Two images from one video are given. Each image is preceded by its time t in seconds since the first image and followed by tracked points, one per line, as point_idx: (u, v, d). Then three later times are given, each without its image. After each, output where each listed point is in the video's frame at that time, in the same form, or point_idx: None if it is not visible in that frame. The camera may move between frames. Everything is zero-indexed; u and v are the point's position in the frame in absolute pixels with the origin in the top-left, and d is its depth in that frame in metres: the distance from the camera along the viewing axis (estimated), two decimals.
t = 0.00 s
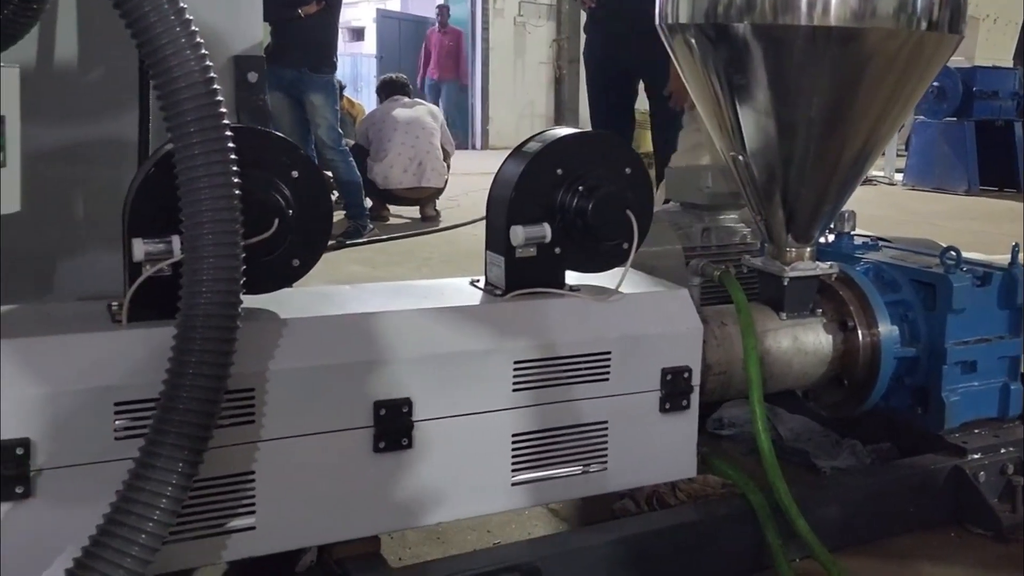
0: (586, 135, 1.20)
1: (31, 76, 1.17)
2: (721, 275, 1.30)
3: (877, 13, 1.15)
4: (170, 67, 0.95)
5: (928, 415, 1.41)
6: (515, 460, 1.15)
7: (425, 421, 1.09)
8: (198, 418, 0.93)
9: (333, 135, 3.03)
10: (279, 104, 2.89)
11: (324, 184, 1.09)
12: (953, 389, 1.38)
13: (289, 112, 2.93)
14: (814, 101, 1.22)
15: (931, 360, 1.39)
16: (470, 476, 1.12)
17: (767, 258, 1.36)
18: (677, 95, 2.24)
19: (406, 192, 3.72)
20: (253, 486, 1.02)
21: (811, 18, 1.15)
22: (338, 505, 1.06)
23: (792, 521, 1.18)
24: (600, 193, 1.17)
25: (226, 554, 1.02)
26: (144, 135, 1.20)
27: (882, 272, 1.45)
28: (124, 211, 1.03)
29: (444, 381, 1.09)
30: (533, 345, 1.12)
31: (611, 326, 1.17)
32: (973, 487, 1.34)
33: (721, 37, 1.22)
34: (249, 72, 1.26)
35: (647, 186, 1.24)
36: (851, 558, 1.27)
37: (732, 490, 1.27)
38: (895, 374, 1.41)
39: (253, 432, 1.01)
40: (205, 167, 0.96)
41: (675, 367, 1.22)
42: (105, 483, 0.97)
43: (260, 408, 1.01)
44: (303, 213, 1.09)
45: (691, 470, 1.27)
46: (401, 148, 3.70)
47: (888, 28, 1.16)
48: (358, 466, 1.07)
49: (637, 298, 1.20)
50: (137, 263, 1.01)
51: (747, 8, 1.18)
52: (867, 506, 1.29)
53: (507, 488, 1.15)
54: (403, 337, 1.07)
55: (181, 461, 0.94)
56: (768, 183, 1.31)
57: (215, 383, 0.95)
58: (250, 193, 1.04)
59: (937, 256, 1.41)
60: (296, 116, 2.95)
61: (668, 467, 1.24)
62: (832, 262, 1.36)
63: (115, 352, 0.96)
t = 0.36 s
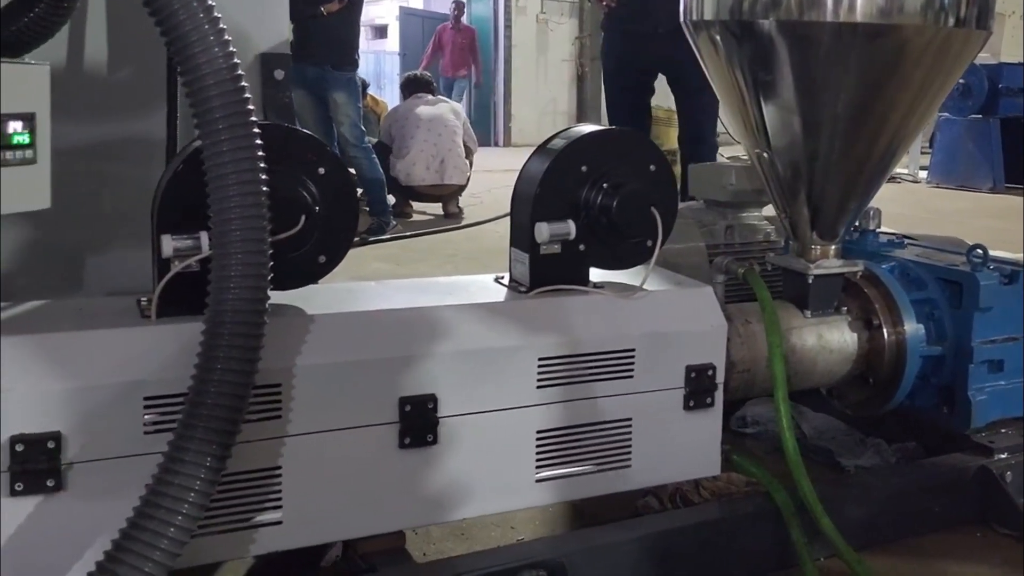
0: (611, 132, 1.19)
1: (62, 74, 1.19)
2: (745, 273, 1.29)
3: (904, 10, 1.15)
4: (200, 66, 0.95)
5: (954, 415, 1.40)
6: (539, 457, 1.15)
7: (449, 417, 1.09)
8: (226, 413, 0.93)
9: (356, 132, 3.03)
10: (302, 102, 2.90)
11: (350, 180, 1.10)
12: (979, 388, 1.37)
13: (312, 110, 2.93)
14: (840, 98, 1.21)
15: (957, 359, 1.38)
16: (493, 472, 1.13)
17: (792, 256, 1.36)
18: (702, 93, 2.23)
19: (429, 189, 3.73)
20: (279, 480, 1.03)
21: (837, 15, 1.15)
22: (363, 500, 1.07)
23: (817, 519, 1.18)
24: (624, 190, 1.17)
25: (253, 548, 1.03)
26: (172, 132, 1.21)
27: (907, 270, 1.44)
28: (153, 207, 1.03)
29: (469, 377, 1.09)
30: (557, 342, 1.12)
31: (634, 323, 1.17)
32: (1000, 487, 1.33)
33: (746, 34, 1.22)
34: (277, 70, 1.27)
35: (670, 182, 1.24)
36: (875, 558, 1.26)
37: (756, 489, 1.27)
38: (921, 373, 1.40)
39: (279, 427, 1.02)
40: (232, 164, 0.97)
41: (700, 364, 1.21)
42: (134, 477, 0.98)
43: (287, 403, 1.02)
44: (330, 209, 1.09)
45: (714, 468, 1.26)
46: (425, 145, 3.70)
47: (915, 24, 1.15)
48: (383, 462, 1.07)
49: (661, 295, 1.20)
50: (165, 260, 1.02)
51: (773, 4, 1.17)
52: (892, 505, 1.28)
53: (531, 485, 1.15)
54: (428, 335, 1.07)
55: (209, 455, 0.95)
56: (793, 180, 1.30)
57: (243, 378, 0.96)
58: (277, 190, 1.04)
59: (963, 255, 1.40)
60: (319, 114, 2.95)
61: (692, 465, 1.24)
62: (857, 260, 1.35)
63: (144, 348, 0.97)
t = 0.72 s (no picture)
0: (638, 129, 1.19)
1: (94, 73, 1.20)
2: (773, 271, 1.29)
3: (933, 6, 1.14)
4: (232, 65, 0.96)
5: (984, 414, 1.39)
6: (567, 454, 1.15)
7: (477, 414, 1.09)
8: (257, 408, 0.94)
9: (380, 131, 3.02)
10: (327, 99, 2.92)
11: (379, 177, 1.10)
12: (1009, 388, 1.36)
13: (336, 107, 2.94)
14: (868, 96, 1.20)
15: (987, 359, 1.37)
16: (521, 469, 1.13)
17: (819, 254, 1.35)
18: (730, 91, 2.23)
19: (452, 186, 3.75)
20: (309, 476, 1.04)
21: (866, 11, 1.14)
22: (391, 496, 1.07)
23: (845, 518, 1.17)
24: (652, 188, 1.17)
25: (284, 542, 1.04)
26: (203, 131, 1.22)
27: (936, 269, 1.43)
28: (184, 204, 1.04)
29: (497, 375, 1.09)
30: (584, 340, 1.12)
31: (662, 321, 1.17)
32: None
33: (774, 31, 1.21)
34: (305, 68, 1.28)
35: (697, 180, 1.24)
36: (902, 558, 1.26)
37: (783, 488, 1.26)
38: (950, 373, 1.39)
39: (309, 423, 1.03)
40: (264, 161, 0.97)
41: (727, 362, 1.21)
42: (167, 472, 0.99)
43: (316, 399, 1.02)
44: (359, 206, 1.10)
45: (741, 467, 1.26)
46: (447, 144, 3.71)
47: (945, 20, 1.15)
48: (411, 458, 1.07)
49: (688, 293, 1.20)
50: (197, 256, 1.03)
51: (801, 1, 1.17)
52: (920, 505, 1.27)
53: (558, 482, 1.15)
54: (456, 331, 1.07)
55: (241, 450, 0.95)
56: (820, 177, 1.30)
57: (274, 374, 0.97)
58: (307, 188, 1.05)
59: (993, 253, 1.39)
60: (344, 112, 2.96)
61: (719, 463, 1.24)
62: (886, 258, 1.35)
63: (176, 343, 0.98)
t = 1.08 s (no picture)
0: (668, 128, 1.19)
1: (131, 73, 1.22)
2: (803, 271, 1.28)
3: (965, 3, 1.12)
4: (267, 64, 0.96)
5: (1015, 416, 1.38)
6: (597, 452, 1.15)
7: (507, 412, 1.10)
8: (291, 405, 0.95)
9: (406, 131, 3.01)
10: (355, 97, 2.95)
11: (411, 176, 1.11)
12: None
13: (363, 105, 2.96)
14: (899, 95, 1.18)
15: (1019, 360, 1.36)
16: (551, 467, 1.13)
17: (849, 253, 1.34)
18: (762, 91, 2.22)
19: (476, 185, 3.74)
20: (342, 472, 1.04)
21: (897, 9, 1.13)
22: (422, 492, 1.08)
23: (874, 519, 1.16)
24: (682, 187, 1.17)
25: (316, 538, 1.05)
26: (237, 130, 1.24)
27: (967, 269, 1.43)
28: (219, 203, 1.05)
29: (528, 372, 1.09)
30: (614, 338, 1.13)
31: (691, 320, 1.17)
32: None
33: (804, 29, 1.22)
34: (337, 68, 1.29)
35: (727, 179, 1.23)
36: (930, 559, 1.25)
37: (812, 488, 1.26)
38: (982, 374, 1.38)
39: (342, 420, 1.03)
40: (298, 159, 0.98)
41: (757, 362, 1.21)
42: (201, 467, 0.99)
43: (349, 396, 1.03)
44: (391, 205, 1.10)
45: (769, 466, 1.26)
46: (471, 141, 3.71)
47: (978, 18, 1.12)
48: (442, 455, 1.08)
49: (717, 292, 1.20)
50: (231, 254, 1.04)
51: None
52: (949, 506, 1.26)
53: (588, 480, 1.15)
54: (487, 330, 1.08)
55: (275, 447, 0.96)
56: (851, 176, 1.29)
57: (308, 372, 0.97)
58: (340, 187, 1.06)
59: None
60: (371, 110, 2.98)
61: (748, 462, 1.24)
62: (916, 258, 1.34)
63: (212, 339, 0.99)
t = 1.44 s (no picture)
0: (694, 128, 1.19)
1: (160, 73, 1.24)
2: (828, 271, 1.28)
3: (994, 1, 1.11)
4: (296, 63, 0.97)
5: None
6: (622, 451, 1.15)
7: (533, 411, 1.10)
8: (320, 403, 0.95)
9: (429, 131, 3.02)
10: (381, 97, 2.97)
11: (436, 174, 1.11)
12: None
13: (389, 105, 2.98)
14: (927, 95, 1.17)
15: None
16: (576, 465, 1.13)
17: (874, 253, 1.34)
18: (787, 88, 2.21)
19: (497, 183, 3.74)
20: (369, 469, 1.05)
21: (924, 6, 1.12)
22: (448, 490, 1.08)
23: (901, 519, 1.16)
24: (706, 187, 1.17)
25: (342, 535, 1.05)
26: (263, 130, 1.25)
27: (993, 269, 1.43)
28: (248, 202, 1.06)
29: (552, 371, 1.10)
30: (641, 338, 1.13)
31: (716, 320, 1.17)
32: None
33: (830, 28, 1.21)
34: (362, 67, 1.30)
35: (751, 177, 1.23)
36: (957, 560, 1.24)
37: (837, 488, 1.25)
38: (1009, 374, 1.37)
39: (368, 418, 1.04)
40: (327, 158, 0.98)
41: (782, 362, 1.21)
42: (230, 464, 1.00)
43: (376, 394, 1.04)
44: (416, 203, 1.11)
45: (794, 467, 1.25)
46: (492, 140, 3.72)
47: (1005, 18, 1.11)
48: (468, 453, 1.08)
49: (743, 292, 1.20)
50: (260, 252, 1.05)
51: None
52: (977, 506, 1.26)
53: (613, 479, 1.15)
54: (512, 329, 1.08)
55: (302, 444, 0.96)
56: (877, 175, 1.28)
57: (336, 369, 0.97)
58: (366, 186, 1.06)
59: None
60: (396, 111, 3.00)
61: (773, 462, 1.23)
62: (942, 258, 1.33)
63: (240, 337, 1.00)
